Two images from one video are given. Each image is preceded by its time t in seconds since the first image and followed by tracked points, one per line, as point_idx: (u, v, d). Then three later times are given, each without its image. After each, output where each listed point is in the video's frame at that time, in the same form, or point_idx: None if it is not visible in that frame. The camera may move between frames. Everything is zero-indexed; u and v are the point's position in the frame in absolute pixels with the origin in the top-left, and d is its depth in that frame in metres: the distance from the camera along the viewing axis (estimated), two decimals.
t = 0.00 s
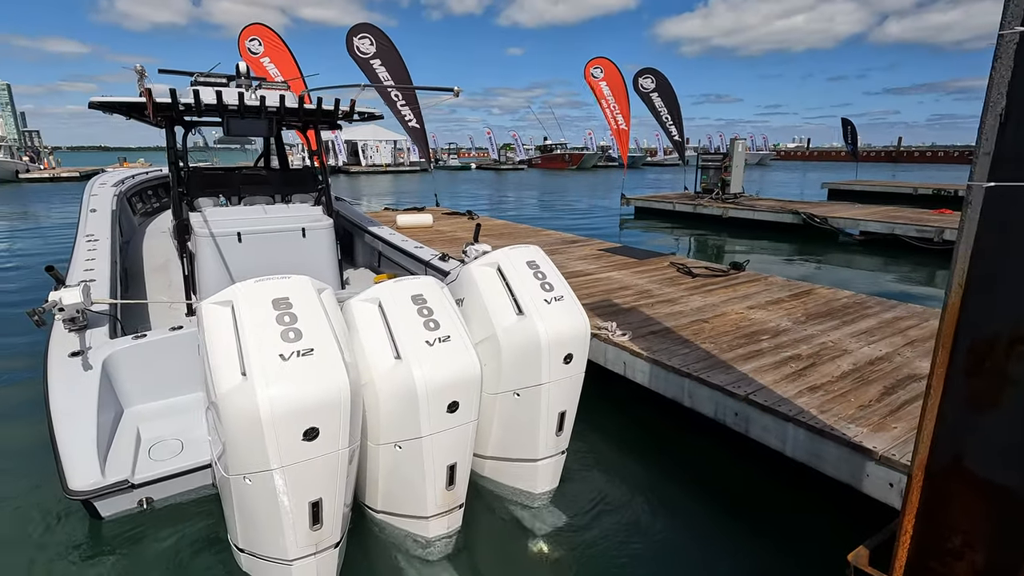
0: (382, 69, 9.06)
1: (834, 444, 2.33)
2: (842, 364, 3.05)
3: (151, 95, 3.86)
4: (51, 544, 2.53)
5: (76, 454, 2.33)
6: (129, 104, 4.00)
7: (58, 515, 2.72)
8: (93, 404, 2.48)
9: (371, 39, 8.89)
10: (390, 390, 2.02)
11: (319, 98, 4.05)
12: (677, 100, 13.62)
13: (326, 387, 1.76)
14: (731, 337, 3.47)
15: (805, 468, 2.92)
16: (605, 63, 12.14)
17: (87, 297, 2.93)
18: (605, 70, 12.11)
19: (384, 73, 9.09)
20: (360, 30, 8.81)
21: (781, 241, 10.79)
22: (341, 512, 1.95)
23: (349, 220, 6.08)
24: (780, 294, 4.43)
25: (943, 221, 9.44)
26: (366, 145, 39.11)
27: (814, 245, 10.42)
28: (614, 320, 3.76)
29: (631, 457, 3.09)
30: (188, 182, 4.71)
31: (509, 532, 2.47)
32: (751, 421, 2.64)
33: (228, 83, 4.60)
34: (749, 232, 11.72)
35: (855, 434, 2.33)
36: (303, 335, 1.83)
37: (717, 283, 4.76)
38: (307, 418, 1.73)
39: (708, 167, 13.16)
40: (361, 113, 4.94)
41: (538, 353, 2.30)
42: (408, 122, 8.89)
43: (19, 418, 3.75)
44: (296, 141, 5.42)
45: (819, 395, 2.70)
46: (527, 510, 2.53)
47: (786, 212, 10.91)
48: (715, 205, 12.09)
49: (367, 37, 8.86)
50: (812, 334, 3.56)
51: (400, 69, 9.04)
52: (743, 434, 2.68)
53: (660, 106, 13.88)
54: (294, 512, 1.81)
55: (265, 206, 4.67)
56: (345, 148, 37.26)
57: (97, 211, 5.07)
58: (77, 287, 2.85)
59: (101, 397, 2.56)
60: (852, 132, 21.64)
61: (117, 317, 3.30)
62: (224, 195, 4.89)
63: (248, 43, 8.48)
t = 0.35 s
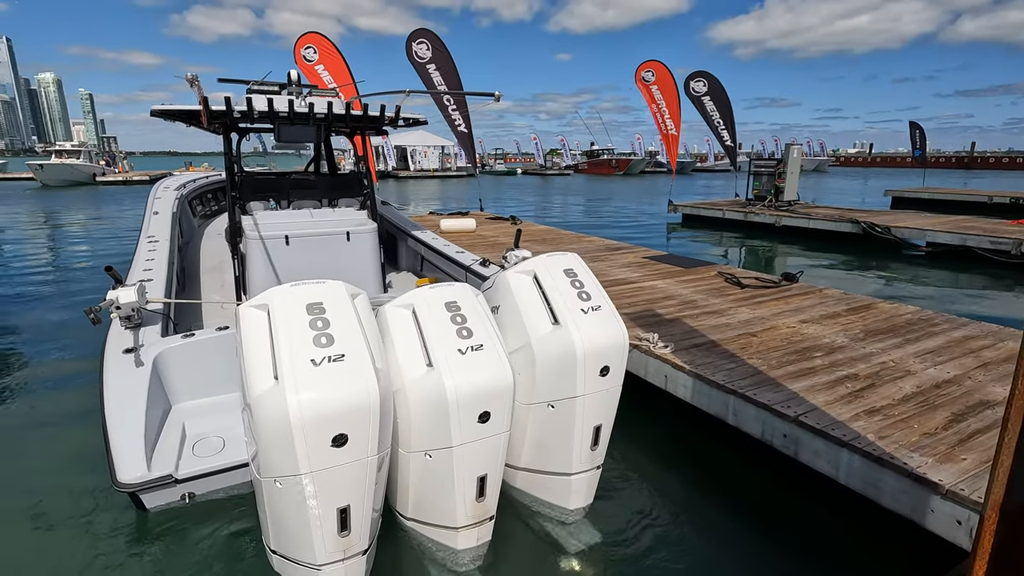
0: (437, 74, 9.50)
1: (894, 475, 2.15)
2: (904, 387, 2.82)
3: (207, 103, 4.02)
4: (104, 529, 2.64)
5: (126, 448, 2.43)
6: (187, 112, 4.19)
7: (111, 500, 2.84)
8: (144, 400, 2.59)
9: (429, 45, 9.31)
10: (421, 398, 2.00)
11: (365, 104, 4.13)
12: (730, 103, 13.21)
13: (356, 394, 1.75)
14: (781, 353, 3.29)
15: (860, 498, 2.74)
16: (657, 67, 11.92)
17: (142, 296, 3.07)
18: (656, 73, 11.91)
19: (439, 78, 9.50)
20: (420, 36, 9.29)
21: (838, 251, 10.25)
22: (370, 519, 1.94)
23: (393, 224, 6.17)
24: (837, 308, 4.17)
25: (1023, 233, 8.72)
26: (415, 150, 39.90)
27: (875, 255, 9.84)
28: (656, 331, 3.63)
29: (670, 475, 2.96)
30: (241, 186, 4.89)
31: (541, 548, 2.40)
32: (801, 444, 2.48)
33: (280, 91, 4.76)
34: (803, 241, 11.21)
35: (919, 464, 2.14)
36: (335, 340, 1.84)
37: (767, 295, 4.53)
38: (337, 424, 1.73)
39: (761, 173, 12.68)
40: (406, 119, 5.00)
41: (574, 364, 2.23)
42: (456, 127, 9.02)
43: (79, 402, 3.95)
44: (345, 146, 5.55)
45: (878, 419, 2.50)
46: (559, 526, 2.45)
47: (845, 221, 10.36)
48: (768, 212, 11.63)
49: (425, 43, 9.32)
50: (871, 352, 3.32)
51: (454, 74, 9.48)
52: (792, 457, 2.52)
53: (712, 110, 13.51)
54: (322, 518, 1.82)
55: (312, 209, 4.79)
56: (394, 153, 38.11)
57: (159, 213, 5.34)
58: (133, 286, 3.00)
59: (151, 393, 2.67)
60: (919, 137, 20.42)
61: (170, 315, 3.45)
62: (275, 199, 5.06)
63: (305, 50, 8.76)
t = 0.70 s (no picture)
0: (491, 79, 9.65)
1: (965, 505, 1.99)
2: (977, 411, 2.61)
3: (269, 112, 4.22)
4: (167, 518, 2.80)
5: (188, 440, 2.57)
6: (250, 121, 4.41)
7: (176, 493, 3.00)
8: (206, 395, 2.74)
9: (485, 51, 9.47)
10: (466, 405, 2.02)
11: (417, 111, 4.22)
12: (787, 107, 12.73)
13: (402, 399, 1.79)
14: (839, 370, 3.13)
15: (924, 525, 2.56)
16: (709, 70, 11.64)
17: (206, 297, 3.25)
18: (708, 76, 11.64)
19: (493, 84, 9.65)
20: (477, 43, 9.48)
21: (903, 261, 9.68)
22: (414, 523, 1.97)
23: (441, 228, 6.27)
24: (903, 324, 3.93)
25: None
26: (463, 155, 40.47)
27: (945, 267, 9.24)
28: (704, 342, 3.53)
29: (719, 491, 2.85)
30: (298, 191, 5.10)
31: (583, 559, 2.36)
32: (860, 466, 2.35)
33: (336, 100, 4.94)
34: (865, 250, 10.64)
35: (993, 495, 1.98)
36: (384, 346, 1.88)
37: (825, 308, 4.33)
38: (384, 429, 1.77)
39: (820, 179, 12.15)
40: (456, 126, 5.08)
41: (620, 376, 2.20)
42: (506, 133, 9.11)
43: (150, 401, 4.21)
44: (396, 151, 5.69)
45: (946, 444, 2.33)
46: (602, 537, 2.42)
47: (912, 230, 9.77)
48: (826, 220, 11.12)
49: (481, 49, 9.50)
50: (939, 371, 3.11)
51: (507, 80, 9.58)
52: (851, 481, 2.39)
53: (768, 114, 13.06)
54: (369, 520, 1.86)
55: (364, 214, 4.94)
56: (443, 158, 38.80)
57: (222, 216, 5.63)
58: (198, 287, 3.18)
59: (211, 388, 2.81)
60: (998, 141, 19.05)
61: (231, 315, 3.63)
62: (329, 204, 5.25)
63: (361, 61, 9.05)
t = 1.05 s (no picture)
0: (507, 85, 9.70)
1: (997, 520, 1.95)
2: (1007, 424, 2.56)
3: (292, 117, 4.28)
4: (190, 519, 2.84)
5: (212, 441, 2.60)
6: (273, 126, 4.48)
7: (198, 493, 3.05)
8: (229, 398, 2.78)
9: (501, 57, 9.54)
10: (489, 412, 2.03)
11: (436, 116, 4.26)
12: (804, 111, 12.63)
13: (428, 406, 1.80)
14: (862, 379, 3.08)
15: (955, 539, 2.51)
16: (724, 75, 11.60)
17: (230, 300, 3.30)
18: (723, 82, 11.60)
19: (509, 90, 9.71)
20: (494, 49, 9.55)
21: (925, 268, 9.52)
22: (437, 529, 1.98)
23: (457, 233, 6.30)
24: (928, 333, 3.87)
25: None
26: (477, 159, 40.66)
27: (968, 274, 9.07)
28: (725, 350, 3.51)
29: (740, 501, 2.82)
30: (319, 195, 5.17)
31: (604, 568, 2.35)
32: (887, 479, 2.31)
33: (356, 105, 5.01)
34: (886, 256, 10.49)
35: None
36: (410, 353, 1.90)
37: (846, 316, 4.28)
38: (410, 435, 1.78)
39: (839, 184, 12.01)
40: (475, 131, 5.11)
41: (642, 385, 2.19)
42: (522, 137, 9.15)
43: (173, 404, 4.28)
44: (414, 156, 5.74)
45: (976, 457, 2.29)
46: (622, 546, 2.41)
47: (934, 236, 9.61)
48: (845, 225, 10.99)
49: (498, 55, 9.58)
50: (967, 382, 3.05)
51: (523, 86, 9.64)
52: (877, 493, 2.35)
53: (786, 119, 12.95)
54: (393, 525, 1.87)
55: (382, 218, 4.98)
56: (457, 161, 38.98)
57: (243, 219, 5.71)
58: (222, 290, 3.24)
59: (235, 391, 2.85)
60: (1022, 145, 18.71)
61: (253, 318, 3.68)
62: (348, 208, 5.30)
63: (382, 68, 9.21)
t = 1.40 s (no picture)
0: (513, 89, 9.73)
1: (1010, 526, 1.94)
2: (1020, 429, 2.54)
3: (303, 120, 4.33)
4: (203, 519, 2.86)
5: (225, 441, 2.63)
6: (285, 129, 4.52)
7: (210, 494, 3.07)
8: (241, 398, 2.80)
9: (508, 61, 9.57)
10: (501, 414, 2.04)
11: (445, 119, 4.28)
12: (813, 114, 12.58)
13: (440, 408, 1.81)
14: (874, 384, 3.07)
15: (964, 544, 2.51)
16: (732, 78, 11.57)
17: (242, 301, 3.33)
18: (731, 85, 11.57)
19: (515, 94, 9.73)
20: (500, 54, 9.60)
21: (935, 272, 9.45)
22: (448, 530, 1.99)
23: (465, 235, 6.32)
24: (940, 338, 3.84)
25: None
26: (483, 161, 40.76)
27: (979, 279, 9.00)
28: (734, 353, 3.50)
29: (748, 505, 2.82)
30: (328, 198, 5.21)
31: (613, 570, 2.36)
32: (898, 484, 2.30)
33: (366, 108, 5.05)
34: (895, 260, 10.43)
35: None
36: (423, 355, 1.92)
37: (856, 320, 4.26)
38: (422, 436, 1.80)
39: (847, 187, 11.95)
40: (484, 134, 5.13)
41: (653, 388, 2.19)
42: (529, 140, 9.17)
43: (184, 403, 4.31)
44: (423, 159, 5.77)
45: (989, 462, 2.27)
46: (631, 549, 2.41)
47: (945, 240, 9.55)
48: (854, 229, 10.93)
49: (504, 60, 9.62)
50: (979, 388, 3.02)
51: (531, 90, 9.67)
52: (888, 498, 2.34)
53: (794, 122, 12.91)
54: (404, 525, 1.89)
55: (392, 221, 5.01)
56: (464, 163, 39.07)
57: (253, 220, 5.76)
58: (235, 291, 3.28)
59: (247, 392, 2.88)
60: None
61: (264, 319, 3.71)
62: (357, 210, 5.34)
63: (394, 72, 9.27)
